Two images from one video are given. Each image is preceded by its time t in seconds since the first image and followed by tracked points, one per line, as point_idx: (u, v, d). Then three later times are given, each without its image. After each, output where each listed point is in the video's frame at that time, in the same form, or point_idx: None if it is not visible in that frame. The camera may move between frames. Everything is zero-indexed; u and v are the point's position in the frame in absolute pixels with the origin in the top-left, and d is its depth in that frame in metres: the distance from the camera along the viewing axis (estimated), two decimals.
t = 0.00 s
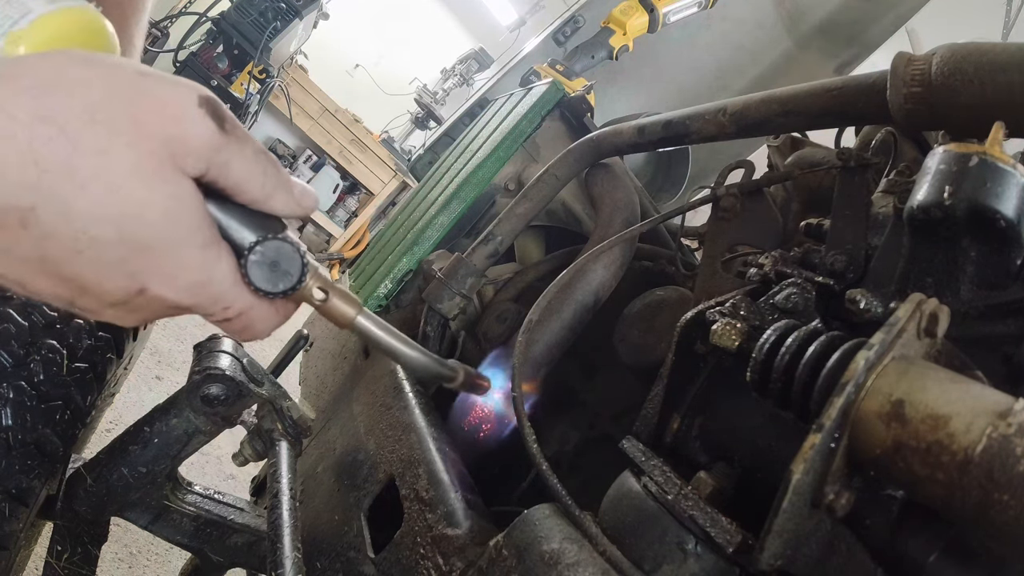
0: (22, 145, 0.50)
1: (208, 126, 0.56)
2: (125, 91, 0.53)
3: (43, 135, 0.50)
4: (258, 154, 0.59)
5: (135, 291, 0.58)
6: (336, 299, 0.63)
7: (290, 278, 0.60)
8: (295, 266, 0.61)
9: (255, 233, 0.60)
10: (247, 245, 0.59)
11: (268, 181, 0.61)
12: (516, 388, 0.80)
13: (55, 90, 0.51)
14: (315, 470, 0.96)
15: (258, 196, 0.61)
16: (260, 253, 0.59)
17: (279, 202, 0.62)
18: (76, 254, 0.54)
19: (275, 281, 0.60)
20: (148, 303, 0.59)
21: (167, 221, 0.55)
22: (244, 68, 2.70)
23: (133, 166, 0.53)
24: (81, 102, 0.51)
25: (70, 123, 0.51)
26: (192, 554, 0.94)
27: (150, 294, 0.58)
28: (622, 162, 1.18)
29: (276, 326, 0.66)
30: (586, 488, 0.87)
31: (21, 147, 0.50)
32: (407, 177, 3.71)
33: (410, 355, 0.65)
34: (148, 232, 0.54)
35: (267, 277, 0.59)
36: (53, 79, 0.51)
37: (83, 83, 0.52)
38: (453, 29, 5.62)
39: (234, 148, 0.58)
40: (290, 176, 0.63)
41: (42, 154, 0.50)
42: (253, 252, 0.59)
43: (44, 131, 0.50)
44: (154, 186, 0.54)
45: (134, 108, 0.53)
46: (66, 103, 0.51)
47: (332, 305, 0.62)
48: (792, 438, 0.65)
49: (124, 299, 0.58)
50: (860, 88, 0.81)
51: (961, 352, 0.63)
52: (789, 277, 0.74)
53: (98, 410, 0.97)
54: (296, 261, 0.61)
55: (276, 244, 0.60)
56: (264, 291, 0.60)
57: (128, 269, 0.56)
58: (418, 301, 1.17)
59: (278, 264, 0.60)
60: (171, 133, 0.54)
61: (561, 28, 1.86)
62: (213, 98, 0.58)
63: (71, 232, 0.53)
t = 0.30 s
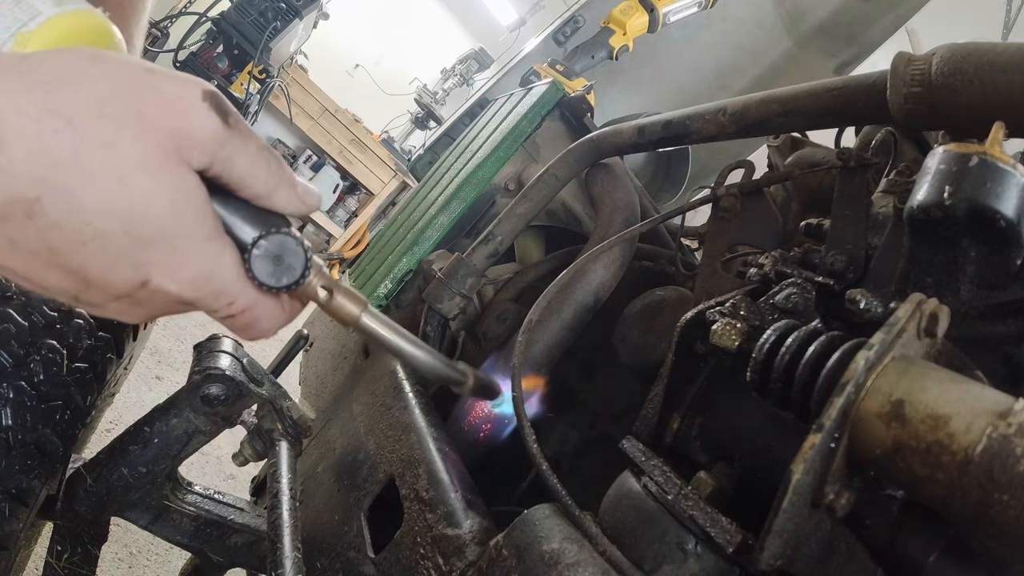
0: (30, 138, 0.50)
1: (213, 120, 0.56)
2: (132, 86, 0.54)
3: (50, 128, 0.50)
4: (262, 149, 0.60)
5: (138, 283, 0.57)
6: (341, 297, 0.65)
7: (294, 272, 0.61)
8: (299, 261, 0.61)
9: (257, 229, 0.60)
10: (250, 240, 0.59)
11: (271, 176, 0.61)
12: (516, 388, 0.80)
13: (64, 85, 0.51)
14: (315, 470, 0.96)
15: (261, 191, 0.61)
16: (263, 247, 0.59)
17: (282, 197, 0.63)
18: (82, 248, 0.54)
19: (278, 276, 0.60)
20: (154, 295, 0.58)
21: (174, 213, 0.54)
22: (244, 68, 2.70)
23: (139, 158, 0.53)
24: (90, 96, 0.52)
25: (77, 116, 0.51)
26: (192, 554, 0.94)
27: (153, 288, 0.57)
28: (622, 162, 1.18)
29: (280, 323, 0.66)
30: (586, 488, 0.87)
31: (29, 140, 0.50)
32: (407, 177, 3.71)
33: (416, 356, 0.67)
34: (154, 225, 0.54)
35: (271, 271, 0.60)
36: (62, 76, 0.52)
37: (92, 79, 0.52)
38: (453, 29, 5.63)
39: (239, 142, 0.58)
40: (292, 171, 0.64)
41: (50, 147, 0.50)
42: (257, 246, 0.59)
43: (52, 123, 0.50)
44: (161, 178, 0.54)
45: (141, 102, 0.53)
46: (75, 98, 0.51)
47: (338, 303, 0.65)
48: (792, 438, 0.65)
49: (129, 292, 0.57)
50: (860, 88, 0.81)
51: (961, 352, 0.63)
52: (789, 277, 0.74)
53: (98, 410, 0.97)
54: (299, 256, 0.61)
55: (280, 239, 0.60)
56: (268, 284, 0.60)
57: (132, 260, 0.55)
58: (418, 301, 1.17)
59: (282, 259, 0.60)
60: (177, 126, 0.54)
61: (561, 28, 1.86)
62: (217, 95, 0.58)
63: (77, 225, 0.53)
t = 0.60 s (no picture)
0: (35, 137, 0.50)
1: (216, 121, 0.56)
2: (136, 87, 0.54)
3: (55, 127, 0.51)
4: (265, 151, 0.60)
5: (141, 284, 0.56)
6: (342, 299, 0.64)
7: (295, 275, 0.60)
8: (300, 264, 0.61)
9: (259, 231, 0.60)
10: (252, 242, 0.59)
11: (274, 179, 0.61)
12: (516, 389, 0.80)
13: (69, 84, 0.52)
14: (315, 470, 0.96)
15: (264, 194, 0.61)
16: (265, 250, 0.59)
17: (285, 200, 0.62)
18: (87, 248, 0.54)
19: (279, 278, 0.60)
20: (155, 296, 0.58)
21: (177, 212, 0.55)
22: (243, 68, 2.70)
23: (143, 158, 0.53)
24: (94, 96, 0.52)
25: (82, 115, 0.51)
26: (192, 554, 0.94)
27: (156, 288, 0.57)
28: (622, 162, 1.18)
29: (282, 324, 0.66)
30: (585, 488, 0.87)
31: (34, 138, 0.50)
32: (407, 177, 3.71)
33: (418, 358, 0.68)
34: (157, 225, 0.54)
35: (272, 273, 0.59)
36: (67, 75, 0.52)
37: (96, 79, 0.53)
38: (453, 29, 5.63)
39: (243, 144, 0.58)
40: (295, 173, 0.64)
41: (54, 146, 0.51)
42: (258, 248, 0.59)
43: (57, 122, 0.51)
44: (164, 177, 0.54)
45: (145, 101, 0.54)
46: (79, 97, 0.51)
47: (338, 305, 0.64)
48: (792, 438, 0.65)
49: (131, 292, 0.57)
50: (860, 88, 0.81)
51: (961, 352, 0.63)
52: (789, 277, 0.74)
53: (98, 410, 0.97)
54: (301, 259, 0.60)
55: (281, 242, 0.59)
56: (269, 287, 0.60)
57: (135, 258, 0.55)
58: (418, 301, 1.17)
59: (284, 261, 0.60)
60: (181, 127, 0.54)
61: (561, 28, 1.86)
62: (222, 97, 0.58)
63: (81, 225, 0.53)
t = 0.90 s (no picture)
0: (34, 134, 0.50)
1: (214, 117, 0.56)
2: (133, 82, 0.53)
3: (53, 125, 0.50)
4: (262, 144, 0.60)
5: (143, 275, 0.57)
6: (341, 288, 0.67)
7: (295, 263, 0.62)
8: (300, 252, 0.63)
9: (258, 221, 0.61)
10: (252, 233, 0.60)
11: (271, 172, 0.61)
12: (516, 388, 0.80)
13: (65, 80, 0.51)
14: (315, 470, 0.96)
15: (262, 186, 0.61)
16: (265, 239, 0.60)
17: (283, 191, 0.63)
18: (87, 241, 0.54)
19: (279, 266, 0.61)
20: (156, 288, 0.58)
21: (178, 207, 0.55)
22: (243, 68, 2.70)
23: (143, 155, 0.53)
24: (92, 93, 0.51)
25: (80, 112, 0.51)
26: (192, 554, 0.94)
27: (157, 280, 0.57)
28: (622, 162, 1.18)
29: (280, 316, 0.67)
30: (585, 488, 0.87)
31: (33, 136, 0.50)
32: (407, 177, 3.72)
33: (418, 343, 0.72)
34: (158, 219, 0.55)
35: (273, 262, 0.61)
36: (62, 71, 0.51)
37: (92, 74, 0.52)
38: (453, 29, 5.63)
39: (240, 137, 0.58)
40: (293, 165, 0.64)
41: (52, 144, 0.50)
42: (258, 238, 0.60)
43: (56, 120, 0.50)
44: (165, 176, 0.54)
45: (143, 97, 0.53)
46: (76, 94, 0.51)
47: (338, 293, 0.67)
48: (792, 438, 0.65)
49: (132, 284, 0.58)
50: (860, 88, 0.81)
51: (961, 352, 0.63)
52: (789, 277, 0.74)
53: (98, 410, 0.97)
54: (300, 247, 0.62)
55: (281, 231, 0.61)
56: (269, 276, 0.61)
57: (136, 251, 0.55)
58: (418, 301, 1.17)
59: (284, 250, 0.61)
60: (180, 123, 0.54)
61: (561, 28, 1.86)
62: (218, 90, 0.58)
63: (82, 219, 0.53)
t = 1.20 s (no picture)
0: (33, 130, 0.50)
1: (210, 116, 0.56)
2: (130, 82, 0.53)
3: (53, 122, 0.51)
4: (259, 143, 0.60)
5: (139, 271, 0.57)
6: (337, 288, 0.64)
7: (290, 262, 0.61)
8: (294, 250, 0.62)
9: (253, 220, 0.61)
10: (247, 231, 0.60)
11: (267, 171, 0.61)
12: (517, 388, 0.80)
13: (65, 79, 0.51)
14: (315, 470, 0.96)
15: (258, 185, 0.61)
16: (260, 238, 0.60)
17: (278, 191, 0.63)
18: (86, 237, 0.54)
19: (274, 264, 0.61)
20: (151, 284, 0.58)
21: (174, 205, 0.55)
22: (244, 68, 2.71)
23: (140, 152, 0.53)
24: (90, 91, 0.52)
25: (79, 109, 0.51)
26: (192, 554, 0.94)
27: (153, 277, 0.57)
28: (622, 162, 1.18)
29: (276, 315, 0.67)
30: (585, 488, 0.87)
31: (32, 132, 0.50)
32: (407, 177, 3.72)
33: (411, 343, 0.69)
34: (151, 214, 0.55)
35: (267, 260, 0.60)
36: (62, 70, 0.52)
37: (91, 73, 0.52)
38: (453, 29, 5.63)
39: (236, 137, 0.58)
40: (288, 165, 0.64)
41: (51, 141, 0.51)
42: (253, 237, 0.60)
43: (55, 116, 0.51)
44: (162, 175, 0.54)
45: (141, 96, 0.53)
46: (76, 93, 0.51)
47: (333, 294, 0.64)
48: (792, 438, 0.65)
49: (128, 280, 0.58)
50: (860, 88, 0.81)
51: (961, 352, 0.63)
52: (789, 277, 0.74)
53: (98, 410, 0.97)
54: (294, 246, 0.62)
55: (275, 228, 0.60)
56: (263, 273, 0.61)
57: (132, 247, 0.56)
58: (418, 301, 1.17)
59: (279, 248, 0.61)
60: (177, 121, 0.54)
61: (561, 28, 1.86)
62: (215, 89, 0.58)
63: (80, 216, 0.53)
